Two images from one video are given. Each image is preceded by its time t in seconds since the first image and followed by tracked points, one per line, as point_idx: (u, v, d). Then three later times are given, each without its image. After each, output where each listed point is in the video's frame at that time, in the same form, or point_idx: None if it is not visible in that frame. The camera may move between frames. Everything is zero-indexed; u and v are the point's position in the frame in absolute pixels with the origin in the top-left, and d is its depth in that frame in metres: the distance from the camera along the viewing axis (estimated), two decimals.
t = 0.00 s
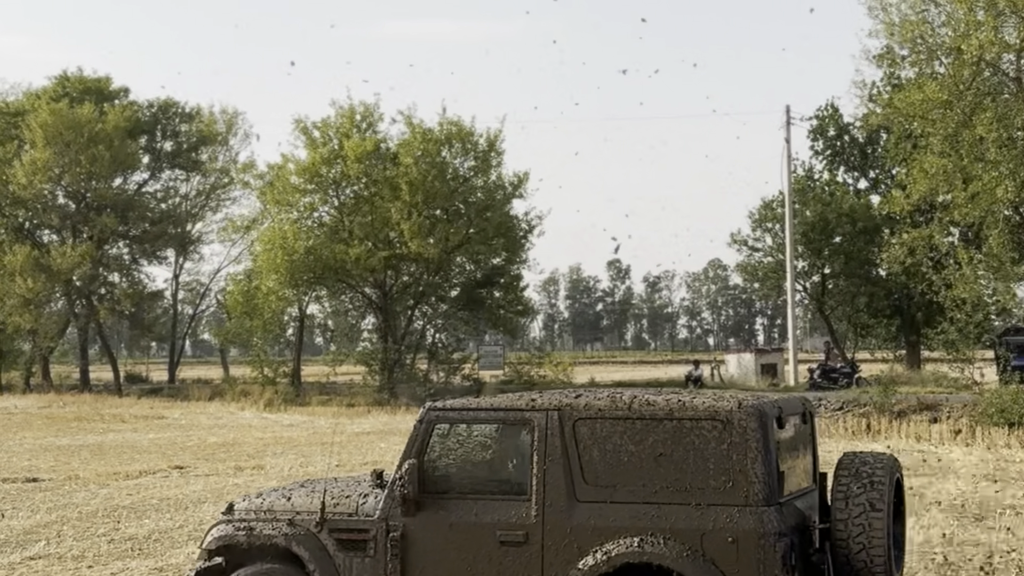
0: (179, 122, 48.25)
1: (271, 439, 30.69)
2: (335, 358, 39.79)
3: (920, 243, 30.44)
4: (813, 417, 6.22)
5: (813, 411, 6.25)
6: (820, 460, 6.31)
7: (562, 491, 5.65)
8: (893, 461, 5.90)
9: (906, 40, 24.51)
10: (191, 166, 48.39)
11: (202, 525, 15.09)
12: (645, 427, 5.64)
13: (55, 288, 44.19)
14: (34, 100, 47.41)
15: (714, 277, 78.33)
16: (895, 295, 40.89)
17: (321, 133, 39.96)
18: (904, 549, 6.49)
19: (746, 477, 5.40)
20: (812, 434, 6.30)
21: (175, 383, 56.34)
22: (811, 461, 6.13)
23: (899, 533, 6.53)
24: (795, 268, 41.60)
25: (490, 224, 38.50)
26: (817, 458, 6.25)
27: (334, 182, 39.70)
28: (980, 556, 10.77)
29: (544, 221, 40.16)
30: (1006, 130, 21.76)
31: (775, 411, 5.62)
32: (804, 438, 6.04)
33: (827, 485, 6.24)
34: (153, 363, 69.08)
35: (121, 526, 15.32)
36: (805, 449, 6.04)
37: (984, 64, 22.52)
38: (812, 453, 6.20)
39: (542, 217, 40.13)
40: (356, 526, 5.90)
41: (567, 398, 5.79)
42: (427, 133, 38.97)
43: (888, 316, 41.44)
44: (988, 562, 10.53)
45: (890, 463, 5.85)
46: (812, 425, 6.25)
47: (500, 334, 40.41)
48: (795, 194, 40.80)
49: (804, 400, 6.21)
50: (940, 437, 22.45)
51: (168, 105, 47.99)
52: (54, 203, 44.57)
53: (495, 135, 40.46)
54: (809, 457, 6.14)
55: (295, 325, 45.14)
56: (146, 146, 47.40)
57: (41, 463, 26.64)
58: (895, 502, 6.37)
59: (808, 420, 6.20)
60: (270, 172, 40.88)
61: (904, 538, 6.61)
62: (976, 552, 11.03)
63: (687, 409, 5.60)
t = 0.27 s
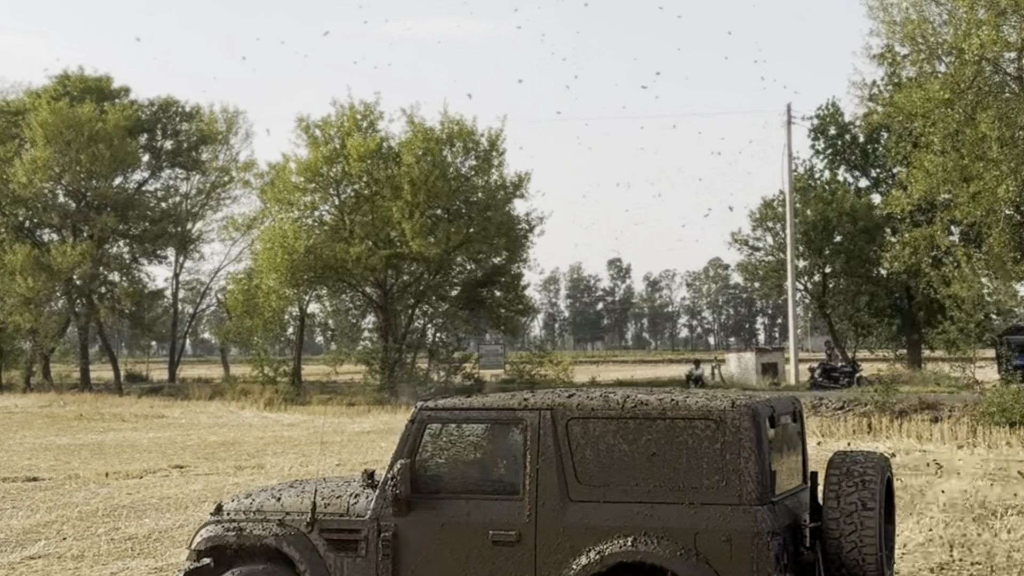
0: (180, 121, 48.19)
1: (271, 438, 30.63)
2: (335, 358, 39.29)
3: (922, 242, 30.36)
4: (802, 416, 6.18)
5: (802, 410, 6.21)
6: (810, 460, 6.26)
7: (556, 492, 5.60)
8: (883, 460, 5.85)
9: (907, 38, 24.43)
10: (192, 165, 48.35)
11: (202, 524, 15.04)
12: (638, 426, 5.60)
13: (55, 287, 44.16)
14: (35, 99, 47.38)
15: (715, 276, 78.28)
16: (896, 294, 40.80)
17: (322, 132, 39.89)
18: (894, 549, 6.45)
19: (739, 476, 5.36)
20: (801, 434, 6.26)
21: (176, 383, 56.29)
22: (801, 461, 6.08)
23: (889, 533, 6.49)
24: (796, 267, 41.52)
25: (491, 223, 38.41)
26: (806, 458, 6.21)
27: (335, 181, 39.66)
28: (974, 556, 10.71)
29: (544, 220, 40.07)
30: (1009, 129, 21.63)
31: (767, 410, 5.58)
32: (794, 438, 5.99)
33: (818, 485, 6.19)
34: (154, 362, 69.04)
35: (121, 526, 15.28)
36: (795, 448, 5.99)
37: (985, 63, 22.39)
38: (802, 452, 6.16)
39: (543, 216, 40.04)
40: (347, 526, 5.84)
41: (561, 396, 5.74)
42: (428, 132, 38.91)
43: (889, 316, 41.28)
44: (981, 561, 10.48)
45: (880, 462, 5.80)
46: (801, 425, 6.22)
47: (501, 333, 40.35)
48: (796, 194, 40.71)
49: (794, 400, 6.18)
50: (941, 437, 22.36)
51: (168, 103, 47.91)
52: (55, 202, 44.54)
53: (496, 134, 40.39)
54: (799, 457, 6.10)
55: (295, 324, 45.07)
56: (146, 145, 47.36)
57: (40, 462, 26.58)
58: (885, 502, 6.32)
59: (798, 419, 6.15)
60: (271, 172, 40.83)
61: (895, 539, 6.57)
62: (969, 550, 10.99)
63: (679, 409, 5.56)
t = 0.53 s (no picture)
0: (180, 120, 48.21)
1: (271, 437, 30.60)
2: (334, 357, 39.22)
3: (922, 242, 30.34)
4: (788, 417, 6.18)
5: (788, 410, 6.21)
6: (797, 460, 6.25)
7: (545, 492, 5.58)
8: (870, 459, 5.85)
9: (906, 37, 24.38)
10: (192, 164, 48.37)
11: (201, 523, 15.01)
12: (628, 425, 5.58)
13: (55, 287, 44.15)
14: (35, 97, 47.37)
15: (714, 275, 78.35)
16: (896, 294, 40.79)
17: (322, 131, 39.86)
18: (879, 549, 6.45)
19: (729, 475, 5.35)
20: (788, 433, 6.25)
21: (176, 382, 56.28)
22: (787, 460, 6.07)
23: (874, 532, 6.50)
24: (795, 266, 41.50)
25: (491, 223, 38.38)
26: (792, 457, 6.21)
27: (335, 180, 39.65)
28: (967, 555, 10.69)
29: (544, 220, 40.07)
30: (1011, 128, 21.64)
31: (756, 410, 5.57)
32: (781, 437, 5.99)
33: (804, 483, 6.18)
34: (153, 361, 68.98)
35: (119, 525, 15.25)
36: (782, 447, 5.98)
37: (985, 62, 22.33)
38: (788, 452, 6.15)
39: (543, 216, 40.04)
40: (335, 526, 5.81)
41: (551, 395, 5.72)
42: (429, 131, 38.92)
43: (888, 315, 41.26)
44: (973, 560, 10.45)
45: (868, 460, 5.79)
46: (788, 426, 6.21)
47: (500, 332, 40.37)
48: (796, 193, 40.71)
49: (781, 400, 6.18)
50: (941, 437, 22.31)
51: (168, 103, 47.90)
52: (55, 201, 44.55)
53: (496, 134, 40.40)
54: (786, 456, 6.09)
55: (295, 323, 45.06)
56: (146, 144, 47.36)
57: (39, 461, 26.55)
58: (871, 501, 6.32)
59: (784, 418, 6.15)
60: (271, 171, 40.84)
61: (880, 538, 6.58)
62: (963, 550, 10.96)
63: (669, 408, 5.54)
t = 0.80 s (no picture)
0: (179, 119, 48.14)
1: (270, 437, 30.53)
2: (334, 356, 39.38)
3: (922, 242, 30.24)
4: (772, 415, 6.16)
5: (772, 410, 6.18)
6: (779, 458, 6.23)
7: (533, 492, 5.53)
8: (855, 456, 5.81)
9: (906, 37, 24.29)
10: (191, 163, 48.31)
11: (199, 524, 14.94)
12: (615, 425, 5.54)
13: (54, 286, 44.06)
14: (35, 97, 47.26)
15: (714, 275, 78.40)
16: (896, 294, 40.72)
17: (322, 131, 39.78)
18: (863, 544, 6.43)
19: (717, 474, 5.32)
20: (771, 432, 6.22)
21: (175, 381, 56.18)
22: (772, 457, 6.05)
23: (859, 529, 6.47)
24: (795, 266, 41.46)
25: (491, 222, 38.29)
26: (776, 455, 6.19)
27: (334, 179, 39.58)
28: (957, 555, 10.64)
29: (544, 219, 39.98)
30: (1011, 126, 21.61)
31: (743, 408, 5.56)
32: (766, 436, 5.95)
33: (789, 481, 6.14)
34: (153, 360, 68.89)
35: (117, 524, 15.17)
36: (767, 446, 5.95)
37: (984, 63, 22.26)
38: (772, 450, 6.13)
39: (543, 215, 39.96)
40: (321, 527, 5.71)
41: (538, 395, 5.67)
42: (429, 130, 38.88)
43: (889, 315, 41.13)
44: (964, 560, 10.39)
45: (852, 458, 5.75)
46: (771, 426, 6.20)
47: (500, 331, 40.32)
48: (796, 193, 40.65)
49: (765, 400, 6.17)
50: (941, 437, 22.24)
51: (168, 102, 47.83)
52: (54, 201, 44.49)
53: (496, 133, 40.32)
54: (769, 455, 6.07)
55: (295, 323, 44.97)
56: (145, 143, 47.29)
57: (37, 461, 26.46)
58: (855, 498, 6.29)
59: (769, 418, 6.12)
60: (271, 171, 40.77)
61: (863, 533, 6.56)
62: (952, 550, 10.91)
63: (656, 408, 5.51)
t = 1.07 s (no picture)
0: (180, 118, 48.19)
1: (270, 437, 30.52)
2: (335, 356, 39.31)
3: (921, 242, 30.21)
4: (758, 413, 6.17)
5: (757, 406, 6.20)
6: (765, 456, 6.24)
7: (522, 491, 5.51)
8: (841, 454, 5.84)
9: (906, 38, 24.29)
10: (192, 163, 48.35)
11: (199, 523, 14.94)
12: (604, 424, 5.51)
13: (54, 286, 44.08)
14: (35, 97, 47.29)
15: (714, 276, 78.43)
16: (897, 294, 40.71)
17: (322, 131, 39.83)
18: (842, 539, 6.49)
19: (707, 473, 5.31)
20: (756, 429, 6.24)
21: (176, 381, 56.18)
22: (758, 456, 6.06)
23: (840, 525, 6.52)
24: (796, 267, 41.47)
25: (491, 222, 38.29)
26: (761, 453, 6.20)
27: (335, 179, 39.62)
28: (945, 555, 10.64)
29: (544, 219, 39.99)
30: (1010, 127, 21.58)
31: (732, 407, 5.54)
32: (753, 434, 5.97)
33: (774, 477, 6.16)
34: (154, 360, 68.88)
35: (117, 524, 15.17)
36: (754, 445, 5.97)
37: (984, 63, 22.24)
38: (758, 449, 6.14)
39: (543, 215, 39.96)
40: (309, 527, 5.67)
41: (527, 394, 5.64)
42: (429, 130, 38.91)
43: (889, 316, 41.12)
44: (951, 560, 10.40)
45: (838, 455, 5.78)
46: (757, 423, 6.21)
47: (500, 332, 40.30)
48: (796, 193, 40.65)
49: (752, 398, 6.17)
50: (941, 437, 22.23)
51: (168, 102, 47.88)
52: (54, 200, 44.50)
53: (497, 134, 40.32)
54: (756, 452, 6.08)
55: (295, 322, 44.99)
56: (146, 143, 47.31)
57: (38, 460, 26.45)
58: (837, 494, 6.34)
59: (754, 416, 6.14)
60: (272, 171, 40.77)
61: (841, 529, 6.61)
62: (940, 550, 10.91)
63: (645, 406, 5.49)
